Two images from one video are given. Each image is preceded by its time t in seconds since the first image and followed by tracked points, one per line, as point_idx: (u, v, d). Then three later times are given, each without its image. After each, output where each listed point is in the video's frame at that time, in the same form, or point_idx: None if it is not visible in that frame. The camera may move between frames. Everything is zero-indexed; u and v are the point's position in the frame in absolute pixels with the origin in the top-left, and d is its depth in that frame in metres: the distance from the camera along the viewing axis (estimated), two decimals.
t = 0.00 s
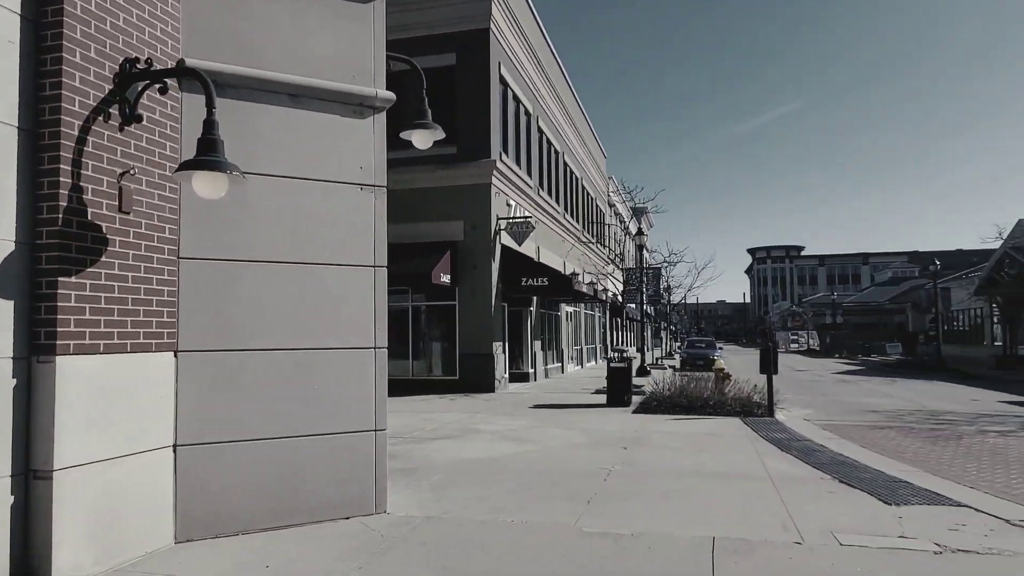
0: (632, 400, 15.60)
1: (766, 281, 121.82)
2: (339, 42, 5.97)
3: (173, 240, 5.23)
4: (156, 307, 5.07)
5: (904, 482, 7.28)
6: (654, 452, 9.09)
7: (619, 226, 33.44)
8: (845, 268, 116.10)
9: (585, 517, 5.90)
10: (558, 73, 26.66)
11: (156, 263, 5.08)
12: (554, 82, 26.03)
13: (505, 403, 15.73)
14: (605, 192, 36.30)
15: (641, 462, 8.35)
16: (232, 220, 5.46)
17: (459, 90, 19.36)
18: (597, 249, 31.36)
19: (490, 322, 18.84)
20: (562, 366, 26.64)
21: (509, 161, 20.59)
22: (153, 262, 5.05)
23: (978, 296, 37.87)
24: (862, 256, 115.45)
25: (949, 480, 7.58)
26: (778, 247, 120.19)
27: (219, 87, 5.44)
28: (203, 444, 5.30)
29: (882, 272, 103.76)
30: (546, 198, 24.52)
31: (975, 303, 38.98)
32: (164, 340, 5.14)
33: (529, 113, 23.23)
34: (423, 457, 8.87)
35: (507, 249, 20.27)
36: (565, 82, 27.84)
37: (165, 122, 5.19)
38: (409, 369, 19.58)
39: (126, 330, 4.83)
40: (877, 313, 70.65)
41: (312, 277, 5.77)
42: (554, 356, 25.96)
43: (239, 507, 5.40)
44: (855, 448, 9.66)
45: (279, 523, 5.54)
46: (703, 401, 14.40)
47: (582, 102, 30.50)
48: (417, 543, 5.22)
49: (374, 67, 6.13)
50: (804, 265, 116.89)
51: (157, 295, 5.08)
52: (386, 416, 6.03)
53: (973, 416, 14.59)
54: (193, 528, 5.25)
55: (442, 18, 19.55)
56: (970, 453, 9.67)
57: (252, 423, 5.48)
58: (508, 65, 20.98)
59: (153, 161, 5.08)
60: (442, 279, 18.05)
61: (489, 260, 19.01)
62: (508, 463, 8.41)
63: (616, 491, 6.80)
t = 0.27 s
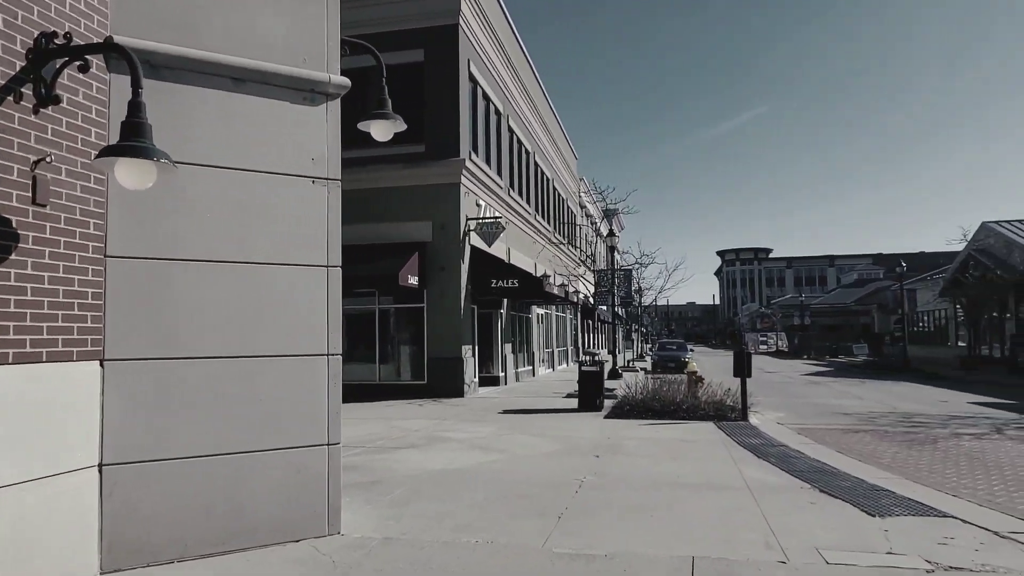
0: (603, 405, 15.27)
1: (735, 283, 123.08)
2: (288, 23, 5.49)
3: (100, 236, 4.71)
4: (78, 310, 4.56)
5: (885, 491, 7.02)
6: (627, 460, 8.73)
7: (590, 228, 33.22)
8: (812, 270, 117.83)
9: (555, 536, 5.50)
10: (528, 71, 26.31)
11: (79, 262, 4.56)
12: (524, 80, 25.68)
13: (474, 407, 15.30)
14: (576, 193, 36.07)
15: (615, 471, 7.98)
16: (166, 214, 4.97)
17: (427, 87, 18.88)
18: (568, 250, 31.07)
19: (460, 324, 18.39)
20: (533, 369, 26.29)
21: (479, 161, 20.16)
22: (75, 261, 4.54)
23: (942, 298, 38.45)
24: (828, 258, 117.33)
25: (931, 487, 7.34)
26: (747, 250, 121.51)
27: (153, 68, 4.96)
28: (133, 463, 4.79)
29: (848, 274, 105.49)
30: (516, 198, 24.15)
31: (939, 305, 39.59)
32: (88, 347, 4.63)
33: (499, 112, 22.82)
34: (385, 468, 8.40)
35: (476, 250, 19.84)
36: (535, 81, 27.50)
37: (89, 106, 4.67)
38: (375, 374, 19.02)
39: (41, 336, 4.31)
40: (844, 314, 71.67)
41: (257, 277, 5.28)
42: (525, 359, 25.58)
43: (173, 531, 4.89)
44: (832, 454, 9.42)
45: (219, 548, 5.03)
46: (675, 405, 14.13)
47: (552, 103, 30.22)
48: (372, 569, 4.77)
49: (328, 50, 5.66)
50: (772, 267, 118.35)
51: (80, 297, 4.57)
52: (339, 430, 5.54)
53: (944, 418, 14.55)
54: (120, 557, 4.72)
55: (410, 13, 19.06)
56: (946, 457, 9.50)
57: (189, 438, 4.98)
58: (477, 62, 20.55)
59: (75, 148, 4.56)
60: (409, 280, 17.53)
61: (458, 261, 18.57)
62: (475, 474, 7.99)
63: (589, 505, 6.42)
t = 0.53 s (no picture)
0: (584, 406, 14.90)
1: (714, 285, 123.65)
2: None
3: (28, 217, 4.30)
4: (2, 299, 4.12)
5: (880, 496, 6.71)
6: (610, 465, 8.35)
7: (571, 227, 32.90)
8: (790, 272, 118.75)
9: (533, 549, 5.09)
10: (509, 68, 25.91)
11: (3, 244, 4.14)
12: (505, 77, 25.27)
13: (452, 409, 14.86)
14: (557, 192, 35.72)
15: (597, 477, 7.59)
16: (104, 195, 4.53)
17: (405, 80, 18.38)
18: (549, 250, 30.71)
19: (438, 324, 17.91)
20: (513, 370, 25.90)
21: (458, 157, 19.71)
22: None
23: (920, 299, 38.67)
24: (806, 260, 118.37)
25: (926, 493, 7.05)
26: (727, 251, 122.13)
27: (92, 35, 4.55)
28: (63, 471, 4.31)
29: (825, 276, 106.44)
30: (497, 196, 23.73)
31: (917, 306, 39.82)
32: (14, 340, 4.18)
33: (479, 108, 22.39)
34: (355, 474, 7.93)
35: (456, 249, 19.37)
36: (516, 77, 27.10)
37: (16, 73, 4.33)
38: (351, 375, 18.52)
39: None
40: (822, 315, 72.18)
41: (207, 266, 4.82)
42: (505, 359, 25.18)
43: (109, 546, 4.41)
44: (820, 457, 9.12)
45: (162, 565, 4.56)
46: (658, 406, 13.80)
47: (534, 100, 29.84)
48: None
49: (288, 20, 5.21)
50: (751, 269, 119.10)
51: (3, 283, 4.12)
52: (299, 435, 5.05)
53: (928, 419, 14.38)
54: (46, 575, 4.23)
55: (388, 5, 18.57)
56: (936, 460, 9.24)
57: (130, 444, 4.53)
58: (457, 56, 20.10)
59: None
60: (386, 279, 17.01)
61: (437, 258, 18.06)
62: (449, 480, 7.56)
63: (570, 515, 6.03)
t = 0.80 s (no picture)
0: (573, 410, 14.49)
1: (703, 285, 123.70)
2: None
3: None
4: None
5: (886, 509, 6.34)
6: (600, 475, 7.95)
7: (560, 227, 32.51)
8: (779, 272, 118.99)
9: (517, 573, 4.67)
10: (496, 65, 25.48)
11: None
12: (492, 73, 24.84)
13: (438, 414, 14.41)
14: (546, 192, 35.31)
15: (587, 489, 7.17)
16: (36, 186, 4.08)
17: (389, 76, 17.91)
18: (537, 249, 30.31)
19: (423, 327, 17.45)
20: (501, 372, 25.48)
21: (444, 155, 19.26)
22: None
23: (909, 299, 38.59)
24: (794, 260, 118.72)
25: (933, 504, 6.68)
26: (715, 252, 122.25)
27: (23, 8, 4.09)
28: None
29: (813, 276, 106.72)
30: (483, 195, 23.31)
31: (906, 306, 39.74)
32: None
33: (465, 105, 21.95)
34: (330, 486, 7.47)
35: (441, 249, 18.91)
36: (504, 74, 26.67)
37: None
38: (334, 378, 18.04)
39: None
40: (810, 315, 72.25)
41: (156, 266, 4.38)
42: (493, 361, 24.75)
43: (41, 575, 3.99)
44: (818, 464, 8.75)
45: None
46: (649, 411, 13.40)
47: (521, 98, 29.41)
48: None
49: None
50: (739, 269, 119.27)
51: None
52: (258, 451, 4.62)
53: (924, 421, 14.07)
54: None
55: None
56: (938, 466, 8.90)
57: (67, 463, 4.07)
58: (443, 52, 19.65)
59: None
60: (369, 280, 16.52)
61: (422, 259, 17.57)
62: (430, 494, 7.11)
63: (558, 533, 5.60)
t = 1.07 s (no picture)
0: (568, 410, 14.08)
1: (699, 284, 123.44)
2: None
3: None
4: None
5: (899, 518, 5.94)
6: (595, 480, 7.53)
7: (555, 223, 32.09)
8: (775, 271, 118.81)
9: None
10: (490, 58, 25.02)
11: None
12: (486, 66, 24.39)
13: (428, 414, 13.98)
14: (541, 189, 34.89)
15: (581, 496, 6.75)
16: None
17: (380, 67, 17.44)
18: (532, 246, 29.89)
19: (414, 324, 17.02)
20: (495, 371, 25.08)
21: (436, 149, 18.81)
22: None
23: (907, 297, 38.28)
24: (790, 259, 118.53)
25: (947, 512, 6.29)
26: (711, 250, 121.98)
27: None
28: None
29: (810, 275, 106.56)
30: (477, 190, 22.87)
31: (904, 304, 39.42)
32: None
33: (459, 98, 21.50)
34: (309, 493, 7.04)
35: (433, 244, 18.47)
36: (498, 68, 26.22)
37: None
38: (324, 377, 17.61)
39: None
40: (807, 314, 72.02)
41: (101, 252, 3.93)
42: (487, 360, 24.34)
43: None
44: (824, 468, 8.36)
45: None
46: (645, 411, 12.98)
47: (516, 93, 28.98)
48: None
49: None
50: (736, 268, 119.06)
51: None
52: (217, 458, 4.20)
53: (927, 421, 13.70)
54: None
55: None
56: (947, 469, 8.51)
57: None
58: (435, 43, 19.19)
59: None
60: (358, 276, 16.06)
61: (413, 255, 17.12)
62: (415, 501, 6.69)
63: (550, 546, 5.18)
